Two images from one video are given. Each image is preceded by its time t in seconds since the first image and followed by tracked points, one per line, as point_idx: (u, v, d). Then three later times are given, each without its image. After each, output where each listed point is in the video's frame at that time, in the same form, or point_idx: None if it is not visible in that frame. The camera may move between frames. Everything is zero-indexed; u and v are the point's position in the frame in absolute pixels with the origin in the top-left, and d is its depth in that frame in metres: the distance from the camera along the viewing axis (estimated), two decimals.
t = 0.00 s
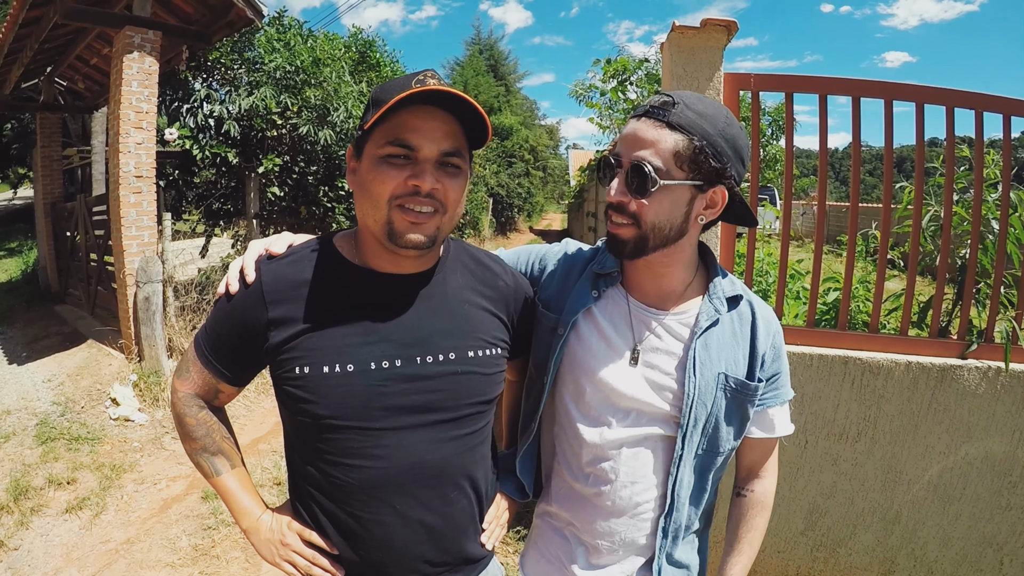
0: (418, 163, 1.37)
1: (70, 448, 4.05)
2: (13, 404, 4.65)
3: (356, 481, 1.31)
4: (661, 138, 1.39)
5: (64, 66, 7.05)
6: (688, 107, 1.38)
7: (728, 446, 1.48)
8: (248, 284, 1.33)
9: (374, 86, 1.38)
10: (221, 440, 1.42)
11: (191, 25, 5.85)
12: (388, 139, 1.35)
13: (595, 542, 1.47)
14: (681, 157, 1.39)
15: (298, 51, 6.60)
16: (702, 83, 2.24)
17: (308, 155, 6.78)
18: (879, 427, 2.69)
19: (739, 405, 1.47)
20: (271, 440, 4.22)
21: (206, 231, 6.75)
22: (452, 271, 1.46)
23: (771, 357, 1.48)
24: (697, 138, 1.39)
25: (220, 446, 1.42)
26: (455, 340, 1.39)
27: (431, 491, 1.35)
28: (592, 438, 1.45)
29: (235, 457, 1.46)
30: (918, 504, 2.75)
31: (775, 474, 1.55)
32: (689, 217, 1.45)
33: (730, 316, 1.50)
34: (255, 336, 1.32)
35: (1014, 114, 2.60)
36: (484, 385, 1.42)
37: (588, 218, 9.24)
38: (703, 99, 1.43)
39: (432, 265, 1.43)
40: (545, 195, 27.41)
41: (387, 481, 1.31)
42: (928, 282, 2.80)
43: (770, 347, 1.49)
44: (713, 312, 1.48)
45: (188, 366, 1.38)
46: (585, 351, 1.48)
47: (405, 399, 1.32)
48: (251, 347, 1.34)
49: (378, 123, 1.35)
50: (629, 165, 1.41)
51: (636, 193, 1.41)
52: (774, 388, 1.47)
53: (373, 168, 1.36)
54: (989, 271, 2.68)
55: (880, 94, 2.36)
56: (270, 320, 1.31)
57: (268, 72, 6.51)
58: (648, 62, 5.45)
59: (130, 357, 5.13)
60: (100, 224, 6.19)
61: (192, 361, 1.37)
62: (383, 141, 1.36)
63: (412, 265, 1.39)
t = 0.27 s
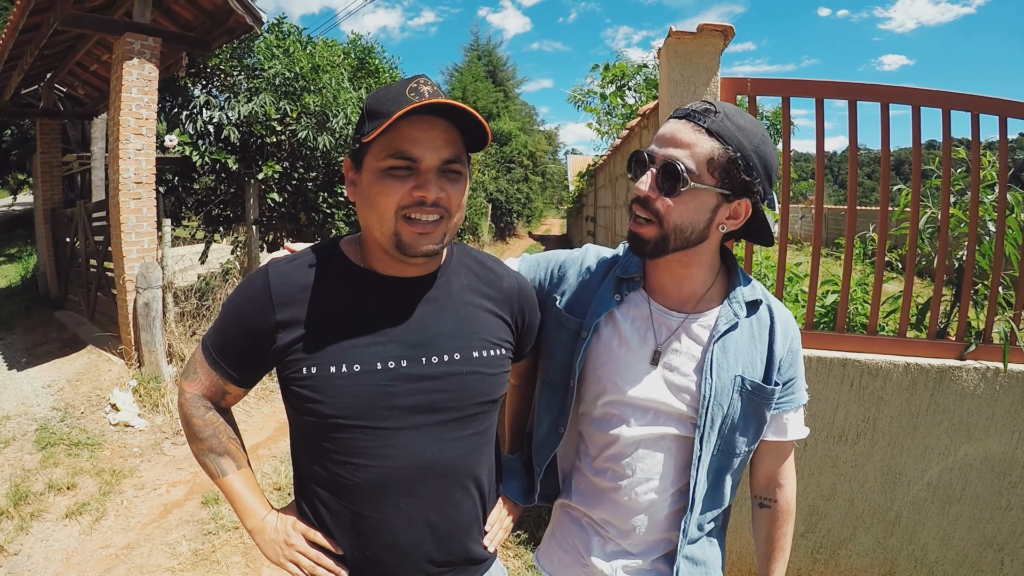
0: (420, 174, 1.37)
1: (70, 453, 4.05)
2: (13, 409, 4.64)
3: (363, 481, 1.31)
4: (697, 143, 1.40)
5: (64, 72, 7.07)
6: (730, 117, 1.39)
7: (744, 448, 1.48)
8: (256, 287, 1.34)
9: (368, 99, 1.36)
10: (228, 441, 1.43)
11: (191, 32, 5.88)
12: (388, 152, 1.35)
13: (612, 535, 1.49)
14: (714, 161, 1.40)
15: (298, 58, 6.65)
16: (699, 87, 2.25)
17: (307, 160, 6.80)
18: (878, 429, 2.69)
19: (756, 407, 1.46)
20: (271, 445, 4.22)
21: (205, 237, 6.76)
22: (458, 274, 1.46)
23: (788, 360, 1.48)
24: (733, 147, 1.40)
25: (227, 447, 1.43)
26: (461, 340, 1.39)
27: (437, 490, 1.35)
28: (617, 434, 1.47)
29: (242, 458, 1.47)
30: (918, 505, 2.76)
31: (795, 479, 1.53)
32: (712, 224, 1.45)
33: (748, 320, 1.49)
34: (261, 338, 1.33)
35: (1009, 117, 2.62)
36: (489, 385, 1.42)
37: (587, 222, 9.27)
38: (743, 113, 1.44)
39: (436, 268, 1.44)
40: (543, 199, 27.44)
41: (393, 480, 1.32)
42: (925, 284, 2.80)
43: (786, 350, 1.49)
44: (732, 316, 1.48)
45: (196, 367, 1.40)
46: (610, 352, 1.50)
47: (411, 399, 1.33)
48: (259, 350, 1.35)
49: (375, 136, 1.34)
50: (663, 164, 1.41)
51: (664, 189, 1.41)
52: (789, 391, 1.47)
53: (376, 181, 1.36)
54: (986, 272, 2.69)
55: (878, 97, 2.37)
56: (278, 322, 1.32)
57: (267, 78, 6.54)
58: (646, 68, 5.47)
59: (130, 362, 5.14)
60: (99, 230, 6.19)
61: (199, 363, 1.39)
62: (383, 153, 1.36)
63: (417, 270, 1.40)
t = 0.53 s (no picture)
0: (454, 175, 1.39)
1: (66, 451, 4.05)
2: (9, 406, 4.64)
3: (368, 472, 1.34)
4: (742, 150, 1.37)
5: (62, 69, 7.06)
6: (771, 125, 1.37)
7: (798, 472, 1.42)
8: (266, 283, 1.35)
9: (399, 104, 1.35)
10: (233, 436, 1.44)
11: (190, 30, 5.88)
12: (424, 153, 1.35)
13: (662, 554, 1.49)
14: (759, 167, 1.36)
15: (296, 57, 6.61)
16: (697, 89, 2.26)
17: (305, 158, 6.79)
18: (873, 430, 2.71)
19: (809, 433, 1.38)
20: (268, 444, 4.22)
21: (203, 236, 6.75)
22: (464, 269, 1.52)
23: (846, 382, 1.39)
24: (777, 151, 1.36)
25: (232, 442, 1.44)
26: (466, 335, 1.44)
27: (440, 480, 1.38)
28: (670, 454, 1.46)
29: (246, 453, 1.47)
30: (912, 506, 2.77)
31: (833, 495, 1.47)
32: (762, 231, 1.39)
33: (805, 341, 1.41)
34: (271, 332, 1.34)
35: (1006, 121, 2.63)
36: (491, 377, 1.46)
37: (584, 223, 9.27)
38: (786, 123, 1.41)
39: (444, 264, 1.50)
40: (541, 200, 27.45)
41: (399, 472, 1.35)
42: (921, 286, 2.81)
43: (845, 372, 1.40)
44: (786, 337, 1.40)
45: (202, 363, 1.40)
46: (664, 373, 1.49)
47: (416, 392, 1.36)
48: (267, 345, 1.36)
49: (412, 138, 1.33)
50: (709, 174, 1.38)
51: (710, 198, 1.38)
52: (847, 413, 1.38)
53: (410, 182, 1.35)
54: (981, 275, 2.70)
55: (874, 101, 2.38)
56: (288, 316, 1.33)
57: (266, 77, 6.49)
58: (644, 69, 5.47)
59: (127, 360, 5.13)
60: (97, 227, 6.19)
61: (206, 358, 1.40)
62: (418, 155, 1.35)
63: (428, 268, 1.44)
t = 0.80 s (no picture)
0: (460, 186, 1.43)
1: (60, 458, 4.03)
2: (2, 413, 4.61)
3: (369, 474, 1.35)
4: (788, 200, 1.39)
5: (56, 75, 7.05)
6: (824, 173, 1.36)
7: (836, 496, 1.40)
8: (268, 289, 1.36)
9: (408, 120, 1.37)
10: (234, 441, 1.45)
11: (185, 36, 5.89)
12: (434, 165, 1.38)
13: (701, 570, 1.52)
14: (805, 219, 1.38)
15: (290, 64, 6.61)
16: (687, 97, 2.28)
17: (299, 165, 6.77)
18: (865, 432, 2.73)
19: (846, 458, 1.36)
20: (262, 450, 4.21)
21: (197, 242, 6.73)
22: (462, 275, 1.56)
23: (883, 410, 1.36)
24: (824, 204, 1.36)
25: (233, 446, 1.44)
26: (464, 338, 1.45)
27: (440, 480, 1.40)
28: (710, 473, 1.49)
29: (246, 458, 1.47)
30: (904, 508, 2.79)
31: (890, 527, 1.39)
32: (805, 280, 1.42)
33: (844, 368, 1.40)
34: (273, 338, 1.35)
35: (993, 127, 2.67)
36: (487, 380, 1.47)
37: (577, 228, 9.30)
38: (844, 167, 1.39)
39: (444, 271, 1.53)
40: (535, 205, 27.51)
41: (399, 473, 1.36)
42: (912, 289, 2.83)
43: (883, 400, 1.37)
44: (824, 366, 1.40)
45: (203, 369, 1.41)
46: (707, 397, 1.52)
47: (416, 394, 1.37)
48: (269, 350, 1.37)
49: (424, 151, 1.35)
50: (754, 219, 1.43)
51: (752, 245, 1.43)
52: (885, 441, 1.36)
53: (420, 194, 1.39)
54: (971, 278, 2.71)
55: (863, 107, 2.41)
56: (290, 322, 1.34)
57: (260, 84, 6.49)
58: (636, 77, 5.51)
59: (121, 367, 5.12)
60: (91, 233, 6.17)
61: (207, 364, 1.41)
62: (429, 166, 1.38)
63: (426, 274, 1.47)
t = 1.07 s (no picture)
0: (460, 196, 1.44)
1: (56, 463, 4.01)
2: None
3: (368, 475, 1.35)
4: (827, 207, 1.40)
5: (52, 80, 7.04)
6: (862, 183, 1.38)
7: (849, 504, 1.40)
8: (269, 293, 1.36)
9: (409, 130, 1.39)
10: (233, 444, 1.45)
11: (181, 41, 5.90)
12: (435, 175, 1.39)
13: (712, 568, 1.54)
14: (842, 227, 1.39)
15: (286, 69, 6.62)
16: (680, 103, 2.30)
17: (294, 171, 6.79)
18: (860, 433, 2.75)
19: (859, 467, 1.37)
20: (259, 455, 4.21)
21: (192, 246, 6.72)
22: (461, 281, 1.57)
23: (900, 421, 1.37)
24: (862, 213, 1.37)
25: (232, 449, 1.44)
26: (462, 341, 1.46)
27: (438, 481, 1.41)
28: (725, 474, 1.51)
29: (246, 460, 1.48)
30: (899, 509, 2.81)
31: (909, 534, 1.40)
32: (840, 287, 1.43)
33: (864, 378, 1.40)
34: (273, 341, 1.35)
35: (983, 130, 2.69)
36: (484, 382, 1.48)
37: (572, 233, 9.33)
38: (879, 179, 1.41)
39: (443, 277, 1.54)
40: (530, 208, 27.55)
41: (398, 474, 1.37)
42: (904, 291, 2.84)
43: (900, 412, 1.37)
44: (843, 375, 1.40)
45: (203, 373, 1.41)
46: (727, 399, 1.53)
47: (415, 395, 1.38)
48: (270, 354, 1.37)
49: (426, 160, 1.36)
50: (794, 225, 1.43)
51: (789, 250, 1.44)
52: (901, 452, 1.37)
53: (421, 202, 1.40)
54: (963, 280, 2.72)
55: (855, 112, 2.43)
56: (290, 326, 1.35)
57: (256, 89, 6.49)
58: (629, 82, 5.54)
59: (117, 372, 5.11)
60: (86, 237, 6.15)
61: (206, 367, 1.41)
62: (430, 176, 1.39)
63: (424, 280, 1.48)
